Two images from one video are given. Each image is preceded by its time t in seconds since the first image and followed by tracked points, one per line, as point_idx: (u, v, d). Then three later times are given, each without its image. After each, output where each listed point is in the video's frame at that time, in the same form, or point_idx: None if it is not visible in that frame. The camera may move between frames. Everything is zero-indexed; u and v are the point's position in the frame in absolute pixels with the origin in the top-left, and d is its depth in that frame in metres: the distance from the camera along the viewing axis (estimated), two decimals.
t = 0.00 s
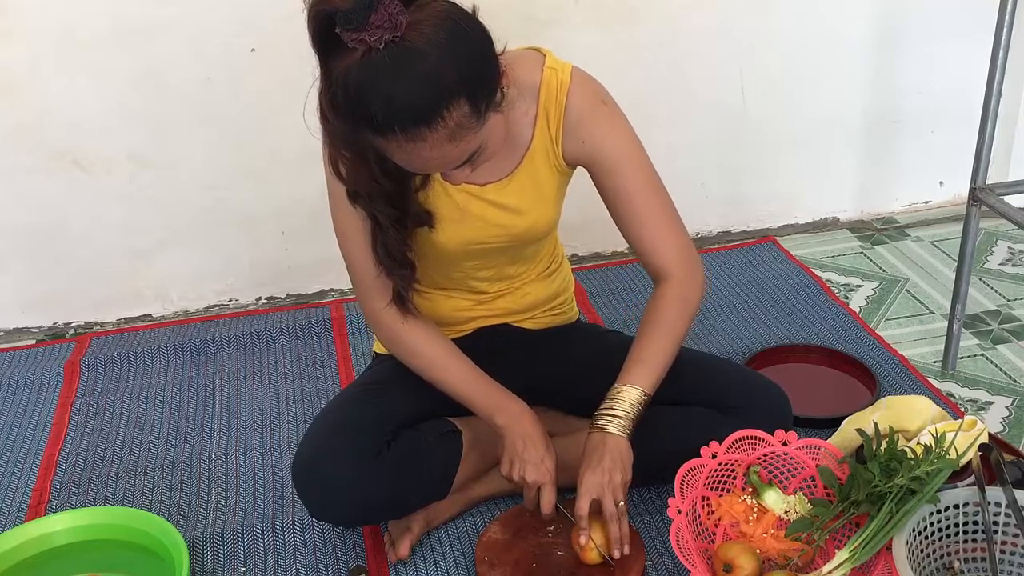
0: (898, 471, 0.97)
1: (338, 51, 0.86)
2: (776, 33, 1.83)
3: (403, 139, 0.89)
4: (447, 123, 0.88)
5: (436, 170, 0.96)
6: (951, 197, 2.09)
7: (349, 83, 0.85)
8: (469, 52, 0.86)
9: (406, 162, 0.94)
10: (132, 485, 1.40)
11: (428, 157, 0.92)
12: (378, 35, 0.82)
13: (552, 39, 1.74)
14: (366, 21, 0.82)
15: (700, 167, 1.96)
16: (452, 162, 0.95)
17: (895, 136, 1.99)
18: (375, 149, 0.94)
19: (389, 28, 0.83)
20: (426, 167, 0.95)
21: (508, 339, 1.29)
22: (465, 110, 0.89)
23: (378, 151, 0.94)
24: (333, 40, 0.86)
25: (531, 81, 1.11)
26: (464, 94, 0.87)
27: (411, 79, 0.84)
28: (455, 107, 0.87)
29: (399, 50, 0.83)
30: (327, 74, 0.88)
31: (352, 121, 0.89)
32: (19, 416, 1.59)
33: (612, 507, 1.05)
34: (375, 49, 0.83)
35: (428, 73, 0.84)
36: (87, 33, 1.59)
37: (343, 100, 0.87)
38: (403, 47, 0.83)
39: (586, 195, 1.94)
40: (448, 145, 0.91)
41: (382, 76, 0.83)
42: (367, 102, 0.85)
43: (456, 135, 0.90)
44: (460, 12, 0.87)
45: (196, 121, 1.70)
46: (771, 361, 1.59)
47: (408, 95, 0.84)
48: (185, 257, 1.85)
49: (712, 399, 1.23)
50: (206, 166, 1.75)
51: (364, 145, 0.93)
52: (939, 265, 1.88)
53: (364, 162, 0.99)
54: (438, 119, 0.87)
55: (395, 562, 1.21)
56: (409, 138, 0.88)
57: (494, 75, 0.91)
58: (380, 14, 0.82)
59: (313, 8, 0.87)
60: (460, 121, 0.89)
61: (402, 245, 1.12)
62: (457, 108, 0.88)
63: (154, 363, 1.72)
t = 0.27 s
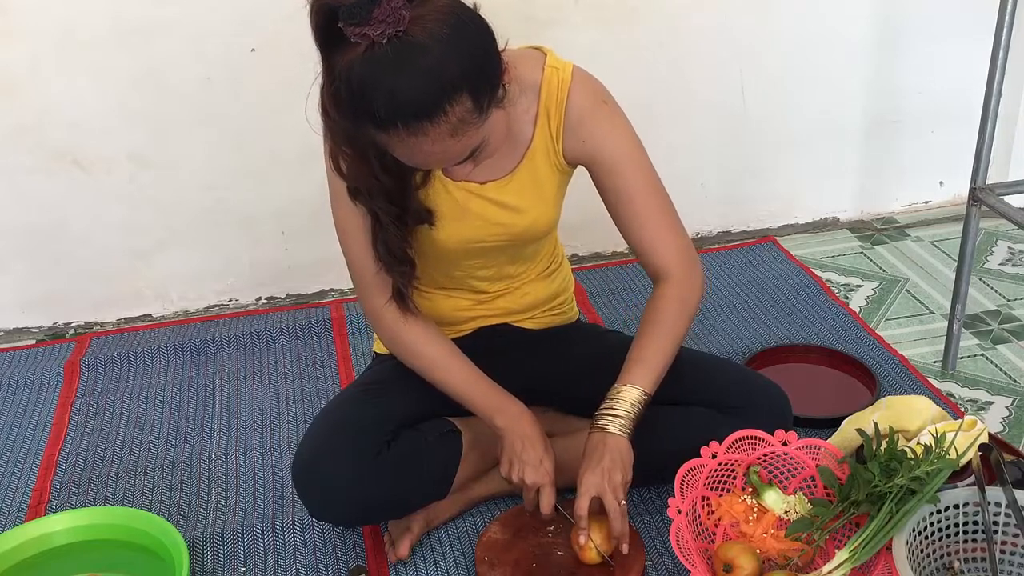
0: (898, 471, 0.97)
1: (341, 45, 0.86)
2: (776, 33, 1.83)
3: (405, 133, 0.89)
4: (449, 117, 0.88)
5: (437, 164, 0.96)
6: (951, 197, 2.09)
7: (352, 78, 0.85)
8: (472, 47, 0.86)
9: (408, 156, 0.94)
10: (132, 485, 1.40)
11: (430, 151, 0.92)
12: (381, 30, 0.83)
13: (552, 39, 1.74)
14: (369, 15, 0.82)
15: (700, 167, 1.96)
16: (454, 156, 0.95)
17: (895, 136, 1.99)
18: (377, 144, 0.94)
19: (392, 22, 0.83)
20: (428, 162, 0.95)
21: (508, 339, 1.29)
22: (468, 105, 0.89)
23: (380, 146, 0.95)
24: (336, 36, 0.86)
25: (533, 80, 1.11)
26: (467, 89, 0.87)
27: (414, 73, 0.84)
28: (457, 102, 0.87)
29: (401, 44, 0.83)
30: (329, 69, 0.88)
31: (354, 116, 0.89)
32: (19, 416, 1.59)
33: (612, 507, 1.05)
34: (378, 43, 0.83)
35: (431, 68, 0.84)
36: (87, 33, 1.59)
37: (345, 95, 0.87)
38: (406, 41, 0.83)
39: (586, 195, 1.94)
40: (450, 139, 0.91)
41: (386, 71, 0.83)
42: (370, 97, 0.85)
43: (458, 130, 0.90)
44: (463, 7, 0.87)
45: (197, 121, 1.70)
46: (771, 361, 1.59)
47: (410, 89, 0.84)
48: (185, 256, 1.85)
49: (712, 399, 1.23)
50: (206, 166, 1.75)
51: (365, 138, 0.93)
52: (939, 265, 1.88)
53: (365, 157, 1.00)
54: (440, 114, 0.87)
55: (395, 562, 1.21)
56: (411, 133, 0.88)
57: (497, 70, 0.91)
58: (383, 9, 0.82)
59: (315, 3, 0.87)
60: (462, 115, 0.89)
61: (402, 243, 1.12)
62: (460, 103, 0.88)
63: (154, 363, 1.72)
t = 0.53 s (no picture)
0: (898, 471, 0.97)
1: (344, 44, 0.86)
2: (776, 33, 1.83)
3: (409, 132, 0.89)
4: (454, 117, 0.88)
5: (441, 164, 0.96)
6: (951, 197, 2.09)
7: (356, 78, 0.85)
8: (476, 46, 0.86)
9: (411, 156, 0.94)
10: (132, 485, 1.40)
11: (434, 151, 0.92)
12: (387, 29, 0.82)
13: (552, 39, 1.74)
14: (374, 15, 0.82)
15: (700, 167, 1.96)
16: (457, 156, 0.95)
17: (895, 136, 1.99)
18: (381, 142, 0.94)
19: (397, 22, 0.83)
20: (431, 161, 0.95)
21: (508, 339, 1.29)
22: (472, 104, 0.89)
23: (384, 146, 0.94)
24: (340, 36, 0.86)
25: (534, 80, 1.11)
26: (471, 88, 0.87)
27: (420, 73, 0.84)
28: (461, 101, 0.88)
29: (406, 44, 0.83)
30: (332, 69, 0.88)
31: (358, 116, 0.89)
32: (19, 416, 1.59)
33: (611, 506, 1.06)
34: (383, 43, 0.83)
35: (437, 67, 0.84)
36: (87, 33, 1.59)
37: (349, 94, 0.87)
38: (411, 40, 0.83)
39: (586, 195, 1.94)
40: (454, 139, 0.91)
41: (391, 71, 0.83)
42: (375, 97, 0.85)
43: (462, 130, 0.90)
44: (466, 7, 0.87)
45: (197, 121, 1.70)
46: (771, 361, 1.59)
47: (415, 89, 0.84)
48: (185, 256, 1.85)
49: (712, 399, 1.23)
50: (206, 166, 1.75)
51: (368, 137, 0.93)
52: (939, 265, 1.88)
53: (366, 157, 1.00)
54: (445, 113, 0.87)
55: (395, 562, 1.21)
56: (416, 133, 0.88)
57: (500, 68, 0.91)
58: (388, 8, 0.82)
59: (319, 3, 0.87)
60: (466, 115, 0.89)
61: (402, 242, 1.12)
62: (464, 103, 0.88)
63: (154, 363, 1.72)
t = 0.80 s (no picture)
0: (898, 471, 0.97)
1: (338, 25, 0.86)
2: (776, 34, 1.83)
3: (403, 113, 0.88)
4: (448, 96, 0.88)
5: (434, 148, 0.96)
6: (951, 197, 2.09)
7: (350, 57, 0.85)
8: (471, 27, 0.87)
9: (405, 138, 0.93)
10: (132, 485, 1.40)
11: (427, 134, 0.92)
12: (382, 9, 0.83)
13: (552, 39, 1.74)
14: None
15: (700, 167, 1.96)
16: (452, 140, 0.94)
17: (895, 136, 1.99)
18: (376, 125, 0.94)
19: None
20: (425, 145, 0.94)
21: (508, 339, 1.29)
22: (465, 85, 0.89)
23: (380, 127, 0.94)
24: (335, 16, 0.86)
25: (534, 72, 1.11)
26: (465, 69, 0.87)
27: (414, 51, 0.84)
28: (454, 81, 0.87)
29: (400, 22, 0.83)
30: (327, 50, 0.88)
31: (353, 96, 0.89)
32: (19, 416, 1.59)
33: (611, 506, 1.05)
34: (377, 21, 0.83)
35: (430, 46, 0.84)
36: (87, 34, 1.59)
37: (343, 75, 0.87)
38: (405, 19, 0.83)
39: (587, 195, 1.94)
40: (448, 121, 0.90)
41: (384, 50, 0.83)
42: (369, 76, 0.85)
43: (456, 111, 0.90)
44: None
45: (197, 121, 1.70)
46: (771, 361, 1.59)
47: (409, 68, 0.84)
48: (185, 256, 1.85)
49: (712, 399, 1.23)
50: (206, 166, 1.75)
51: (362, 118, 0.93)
52: (939, 265, 1.88)
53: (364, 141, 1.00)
54: (438, 93, 0.87)
55: (395, 562, 1.21)
56: (409, 112, 0.88)
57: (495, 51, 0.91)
58: None
59: None
60: (460, 96, 0.89)
61: (402, 233, 1.12)
62: (458, 83, 0.88)
63: (154, 363, 1.72)
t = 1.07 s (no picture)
0: (898, 471, 0.97)
1: None
2: (775, 34, 1.83)
3: (397, 77, 0.87)
4: (442, 62, 0.87)
5: (431, 123, 0.94)
6: (951, 197, 2.09)
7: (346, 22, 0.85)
8: None
9: (400, 111, 0.92)
10: (132, 485, 1.40)
11: (422, 104, 0.90)
12: None
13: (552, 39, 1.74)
14: None
15: (700, 167, 1.96)
16: (446, 113, 0.93)
17: (895, 136, 1.99)
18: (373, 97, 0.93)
19: None
20: (420, 118, 0.92)
21: (508, 338, 1.29)
22: (461, 52, 0.88)
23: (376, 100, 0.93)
24: None
25: (535, 69, 1.12)
26: (461, 36, 0.87)
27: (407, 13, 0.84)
28: (450, 46, 0.87)
29: None
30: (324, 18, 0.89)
31: (349, 62, 0.88)
32: (19, 416, 1.59)
33: (617, 509, 1.04)
34: None
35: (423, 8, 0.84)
36: (87, 34, 1.59)
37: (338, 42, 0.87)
38: None
39: (587, 194, 1.94)
40: (443, 89, 0.89)
41: (377, 12, 0.84)
42: (362, 40, 0.85)
43: (450, 78, 0.89)
44: None
45: (197, 121, 1.70)
46: (771, 361, 1.59)
47: (404, 30, 0.84)
48: (185, 256, 1.85)
49: (712, 399, 1.23)
50: (206, 166, 1.75)
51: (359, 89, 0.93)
52: (939, 265, 1.88)
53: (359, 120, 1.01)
54: (433, 58, 0.86)
55: (395, 562, 1.21)
56: (402, 76, 0.87)
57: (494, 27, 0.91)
58: None
59: None
60: (454, 63, 0.88)
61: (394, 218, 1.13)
62: (452, 49, 0.87)
63: (154, 363, 1.72)
